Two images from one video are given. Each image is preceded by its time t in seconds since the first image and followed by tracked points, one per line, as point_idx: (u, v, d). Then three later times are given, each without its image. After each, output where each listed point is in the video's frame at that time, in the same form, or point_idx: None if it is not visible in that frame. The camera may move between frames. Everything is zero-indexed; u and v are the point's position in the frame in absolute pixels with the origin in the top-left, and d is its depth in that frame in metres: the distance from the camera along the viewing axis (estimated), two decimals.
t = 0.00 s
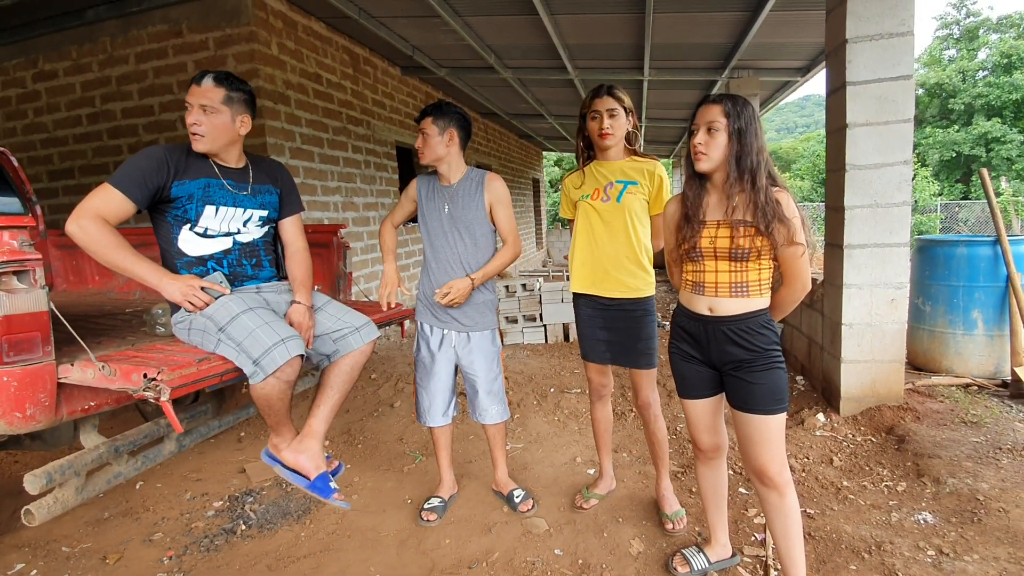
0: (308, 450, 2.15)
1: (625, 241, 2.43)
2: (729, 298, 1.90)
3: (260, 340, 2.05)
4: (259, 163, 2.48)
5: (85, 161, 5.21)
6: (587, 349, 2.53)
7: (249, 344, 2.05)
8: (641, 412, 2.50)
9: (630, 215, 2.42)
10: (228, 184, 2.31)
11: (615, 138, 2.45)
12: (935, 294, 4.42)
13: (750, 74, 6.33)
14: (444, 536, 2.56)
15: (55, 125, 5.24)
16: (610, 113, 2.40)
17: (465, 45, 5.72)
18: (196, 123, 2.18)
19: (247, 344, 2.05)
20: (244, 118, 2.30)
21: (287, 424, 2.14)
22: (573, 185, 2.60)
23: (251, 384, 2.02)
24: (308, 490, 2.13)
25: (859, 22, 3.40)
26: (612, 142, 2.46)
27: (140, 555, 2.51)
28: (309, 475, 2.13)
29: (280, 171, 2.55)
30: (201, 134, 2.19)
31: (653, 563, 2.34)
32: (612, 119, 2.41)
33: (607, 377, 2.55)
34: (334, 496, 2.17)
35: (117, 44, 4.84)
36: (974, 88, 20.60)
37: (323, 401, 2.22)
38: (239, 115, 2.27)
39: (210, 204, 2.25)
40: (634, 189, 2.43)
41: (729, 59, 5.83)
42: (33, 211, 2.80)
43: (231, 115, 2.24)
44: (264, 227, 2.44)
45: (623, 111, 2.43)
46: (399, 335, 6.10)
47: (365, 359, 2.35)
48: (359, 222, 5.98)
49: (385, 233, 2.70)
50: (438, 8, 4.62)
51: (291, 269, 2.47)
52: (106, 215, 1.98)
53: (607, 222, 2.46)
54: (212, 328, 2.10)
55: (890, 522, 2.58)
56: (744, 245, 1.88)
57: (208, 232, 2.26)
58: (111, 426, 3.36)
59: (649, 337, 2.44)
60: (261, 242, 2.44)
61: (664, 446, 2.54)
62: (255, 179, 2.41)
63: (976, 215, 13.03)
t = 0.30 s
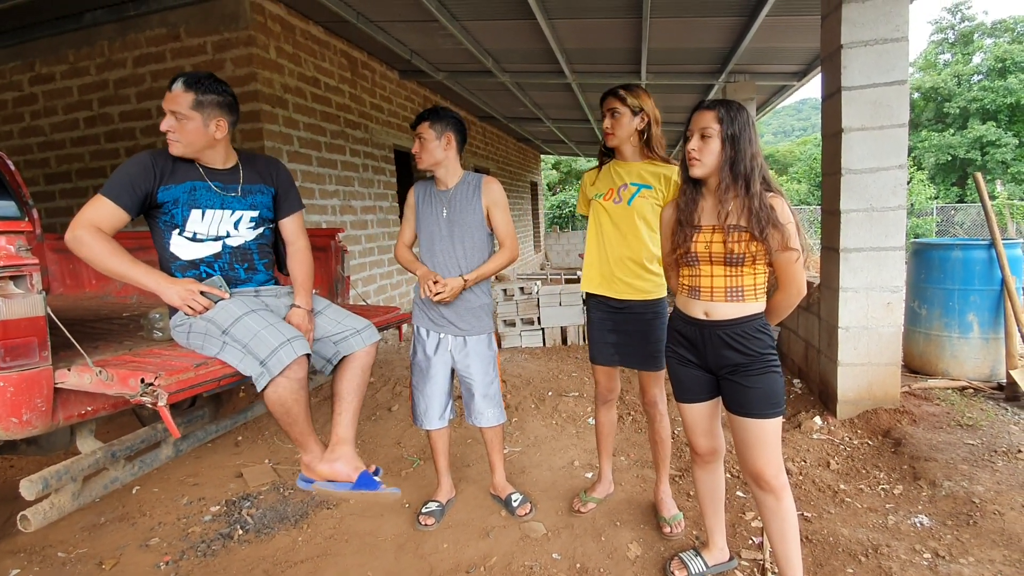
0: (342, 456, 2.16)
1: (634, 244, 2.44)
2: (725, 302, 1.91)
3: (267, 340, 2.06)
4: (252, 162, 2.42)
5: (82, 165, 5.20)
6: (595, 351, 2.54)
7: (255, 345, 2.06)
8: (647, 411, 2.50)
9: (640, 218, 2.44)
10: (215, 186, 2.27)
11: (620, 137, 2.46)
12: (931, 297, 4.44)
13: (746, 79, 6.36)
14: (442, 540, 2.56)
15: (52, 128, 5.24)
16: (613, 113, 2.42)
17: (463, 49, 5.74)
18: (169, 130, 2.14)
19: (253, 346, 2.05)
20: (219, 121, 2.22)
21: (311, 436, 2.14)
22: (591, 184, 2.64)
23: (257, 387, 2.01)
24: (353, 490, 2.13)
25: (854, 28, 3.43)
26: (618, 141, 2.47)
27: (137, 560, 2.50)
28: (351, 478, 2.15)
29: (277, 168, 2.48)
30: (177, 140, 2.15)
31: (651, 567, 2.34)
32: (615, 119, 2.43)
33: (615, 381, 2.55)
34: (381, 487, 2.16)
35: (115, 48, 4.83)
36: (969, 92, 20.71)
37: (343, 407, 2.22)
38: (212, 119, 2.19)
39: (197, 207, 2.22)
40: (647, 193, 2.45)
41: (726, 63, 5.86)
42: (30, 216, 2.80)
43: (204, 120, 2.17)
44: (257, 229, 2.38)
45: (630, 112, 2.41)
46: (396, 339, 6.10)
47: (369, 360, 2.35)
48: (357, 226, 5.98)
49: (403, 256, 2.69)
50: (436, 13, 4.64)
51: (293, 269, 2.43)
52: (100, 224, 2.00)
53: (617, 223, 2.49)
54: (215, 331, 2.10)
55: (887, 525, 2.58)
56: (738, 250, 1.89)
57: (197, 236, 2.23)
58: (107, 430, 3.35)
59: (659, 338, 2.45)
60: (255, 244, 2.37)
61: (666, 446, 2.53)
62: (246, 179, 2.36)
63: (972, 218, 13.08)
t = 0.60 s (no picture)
0: (339, 460, 2.14)
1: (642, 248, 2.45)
2: (725, 305, 1.90)
3: (266, 342, 2.05)
4: (240, 159, 2.34)
5: (82, 168, 5.21)
6: (604, 352, 2.55)
7: (255, 347, 2.05)
8: (656, 411, 2.50)
9: (648, 223, 2.45)
10: (201, 188, 2.22)
11: (635, 137, 2.45)
12: (930, 300, 4.45)
13: (745, 82, 6.38)
14: (442, 543, 2.55)
15: (52, 131, 5.24)
16: (629, 112, 2.43)
17: (463, 52, 5.75)
18: (145, 136, 2.09)
19: (253, 347, 2.04)
20: (193, 120, 2.13)
21: (308, 438, 2.12)
22: (607, 184, 2.65)
23: (257, 389, 2.00)
24: (350, 496, 2.12)
25: (853, 31, 3.43)
26: (633, 140, 2.47)
27: (136, 564, 2.50)
28: (346, 483, 2.13)
29: (268, 162, 2.39)
30: (154, 144, 2.10)
31: (652, 570, 2.34)
32: (632, 118, 2.43)
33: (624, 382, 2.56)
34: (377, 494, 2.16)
35: (115, 51, 4.84)
36: (967, 95, 20.77)
37: (341, 411, 2.21)
38: (185, 120, 2.11)
39: (183, 210, 2.18)
40: (657, 198, 2.44)
41: (725, 66, 5.87)
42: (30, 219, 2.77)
43: (176, 122, 2.10)
44: (248, 230, 2.31)
45: (646, 112, 2.41)
46: (396, 341, 6.10)
47: (370, 360, 2.35)
48: (357, 228, 5.98)
49: (396, 260, 2.68)
50: (436, 16, 4.65)
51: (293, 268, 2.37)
52: (94, 230, 2.00)
53: (625, 226, 2.51)
54: (213, 334, 2.10)
55: (887, 527, 2.58)
56: (739, 253, 1.89)
57: (187, 239, 2.20)
58: (107, 433, 3.35)
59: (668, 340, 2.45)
60: (246, 246, 2.31)
61: (672, 450, 2.53)
62: (232, 177, 2.29)
63: (970, 220, 13.11)
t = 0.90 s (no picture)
0: (306, 464, 2.14)
1: (636, 253, 2.45)
2: (725, 307, 1.89)
3: (252, 348, 2.04)
4: (217, 160, 2.30)
5: (77, 172, 5.20)
6: (599, 349, 2.56)
7: (240, 353, 2.03)
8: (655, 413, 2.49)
9: (642, 227, 2.44)
10: (177, 190, 2.19)
11: (631, 138, 2.45)
12: (926, 301, 4.45)
13: (740, 84, 6.39)
14: (437, 548, 2.54)
15: (48, 135, 5.23)
16: (627, 112, 2.43)
17: (459, 56, 5.75)
18: (115, 140, 2.06)
19: (238, 354, 2.03)
20: (161, 123, 2.09)
21: (281, 435, 2.13)
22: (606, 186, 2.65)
23: (244, 393, 2.00)
24: (309, 504, 2.13)
25: (847, 33, 3.44)
26: (630, 141, 2.46)
27: (128, 570, 2.48)
28: (309, 489, 2.13)
29: (249, 162, 2.34)
30: (125, 149, 2.07)
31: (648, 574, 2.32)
32: (628, 118, 2.42)
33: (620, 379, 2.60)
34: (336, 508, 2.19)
35: (110, 55, 4.82)
36: (962, 98, 20.85)
37: (315, 414, 2.21)
38: (152, 122, 2.07)
39: (159, 213, 2.15)
40: (650, 202, 2.43)
41: (720, 69, 5.88)
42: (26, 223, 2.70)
43: (144, 125, 2.05)
44: (229, 234, 2.27)
45: (642, 112, 2.39)
46: (392, 345, 6.08)
47: (358, 370, 2.33)
48: (353, 232, 5.97)
49: (392, 262, 2.67)
50: (431, 20, 4.64)
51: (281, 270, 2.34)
52: (78, 234, 1.97)
53: (620, 231, 2.51)
54: (198, 341, 2.08)
55: (884, 530, 2.57)
56: (739, 256, 1.88)
57: (165, 244, 2.17)
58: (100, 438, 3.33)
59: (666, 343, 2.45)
60: (227, 251, 2.27)
61: (670, 452, 2.51)
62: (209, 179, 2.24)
63: (966, 222, 13.17)
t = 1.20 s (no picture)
0: (322, 473, 2.13)
1: (609, 250, 2.57)
2: (733, 309, 1.89)
3: (247, 350, 2.03)
4: (202, 162, 2.26)
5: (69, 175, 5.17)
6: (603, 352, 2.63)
7: (235, 356, 2.02)
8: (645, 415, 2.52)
9: (616, 227, 2.54)
10: (162, 195, 2.17)
11: (607, 144, 2.60)
12: (918, 301, 4.48)
13: (733, 86, 6.42)
14: (433, 551, 2.53)
15: (39, 138, 5.20)
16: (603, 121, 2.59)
17: (453, 58, 5.74)
18: (96, 145, 2.05)
19: (234, 357, 2.02)
20: (142, 126, 2.07)
21: (293, 448, 2.12)
22: (593, 192, 2.79)
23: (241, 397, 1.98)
24: (333, 510, 2.11)
25: (839, 35, 3.46)
26: (608, 146, 2.61)
27: None
28: (329, 496, 2.12)
29: (236, 163, 2.31)
30: (108, 153, 2.06)
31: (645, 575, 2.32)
32: (603, 126, 2.59)
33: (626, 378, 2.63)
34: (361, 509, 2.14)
35: (102, 58, 4.79)
36: (952, 99, 21.02)
37: (324, 422, 2.20)
38: (133, 126, 2.05)
39: (145, 218, 2.15)
40: (622, 202, 2.53)
41: (713, 71, 5.90)
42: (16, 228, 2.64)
43: (124, 129, 2.04)
44: (216, 239, 2.25)
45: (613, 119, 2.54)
46: (387, 347, 6.06)
47: (354, 373, 2.32)
48: (347, 234, 5.95)
49: (388, 264, 2.65)
50: (425, 22, 4.64)
51: (273, 278, 2.28)
52: (64, 241, 1.98)
53: (598, 231, 2.64)
54: (192, 345, 2.07)
55: (879, 529, 2.58)
56: (746, 258, 1.88)
57: (152, 249, 2.16)
58: (92, 443, 3.30)
59: (649, 343, 2.49)
60: (215, 255, 2.25)
61: (664, 452, 2.51)
62: (194, 183, 2.22)
63: (957, 223, 13.30)
